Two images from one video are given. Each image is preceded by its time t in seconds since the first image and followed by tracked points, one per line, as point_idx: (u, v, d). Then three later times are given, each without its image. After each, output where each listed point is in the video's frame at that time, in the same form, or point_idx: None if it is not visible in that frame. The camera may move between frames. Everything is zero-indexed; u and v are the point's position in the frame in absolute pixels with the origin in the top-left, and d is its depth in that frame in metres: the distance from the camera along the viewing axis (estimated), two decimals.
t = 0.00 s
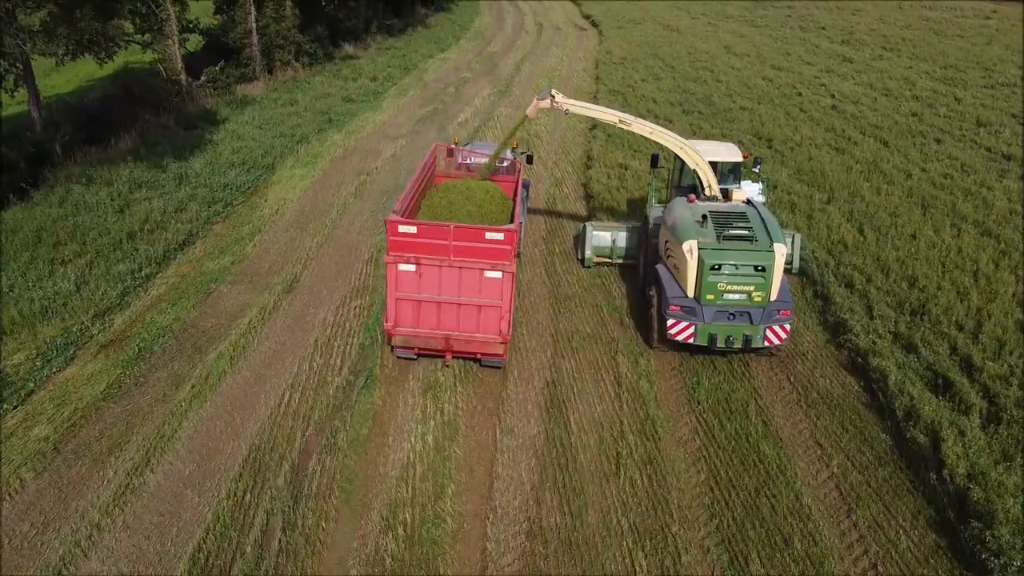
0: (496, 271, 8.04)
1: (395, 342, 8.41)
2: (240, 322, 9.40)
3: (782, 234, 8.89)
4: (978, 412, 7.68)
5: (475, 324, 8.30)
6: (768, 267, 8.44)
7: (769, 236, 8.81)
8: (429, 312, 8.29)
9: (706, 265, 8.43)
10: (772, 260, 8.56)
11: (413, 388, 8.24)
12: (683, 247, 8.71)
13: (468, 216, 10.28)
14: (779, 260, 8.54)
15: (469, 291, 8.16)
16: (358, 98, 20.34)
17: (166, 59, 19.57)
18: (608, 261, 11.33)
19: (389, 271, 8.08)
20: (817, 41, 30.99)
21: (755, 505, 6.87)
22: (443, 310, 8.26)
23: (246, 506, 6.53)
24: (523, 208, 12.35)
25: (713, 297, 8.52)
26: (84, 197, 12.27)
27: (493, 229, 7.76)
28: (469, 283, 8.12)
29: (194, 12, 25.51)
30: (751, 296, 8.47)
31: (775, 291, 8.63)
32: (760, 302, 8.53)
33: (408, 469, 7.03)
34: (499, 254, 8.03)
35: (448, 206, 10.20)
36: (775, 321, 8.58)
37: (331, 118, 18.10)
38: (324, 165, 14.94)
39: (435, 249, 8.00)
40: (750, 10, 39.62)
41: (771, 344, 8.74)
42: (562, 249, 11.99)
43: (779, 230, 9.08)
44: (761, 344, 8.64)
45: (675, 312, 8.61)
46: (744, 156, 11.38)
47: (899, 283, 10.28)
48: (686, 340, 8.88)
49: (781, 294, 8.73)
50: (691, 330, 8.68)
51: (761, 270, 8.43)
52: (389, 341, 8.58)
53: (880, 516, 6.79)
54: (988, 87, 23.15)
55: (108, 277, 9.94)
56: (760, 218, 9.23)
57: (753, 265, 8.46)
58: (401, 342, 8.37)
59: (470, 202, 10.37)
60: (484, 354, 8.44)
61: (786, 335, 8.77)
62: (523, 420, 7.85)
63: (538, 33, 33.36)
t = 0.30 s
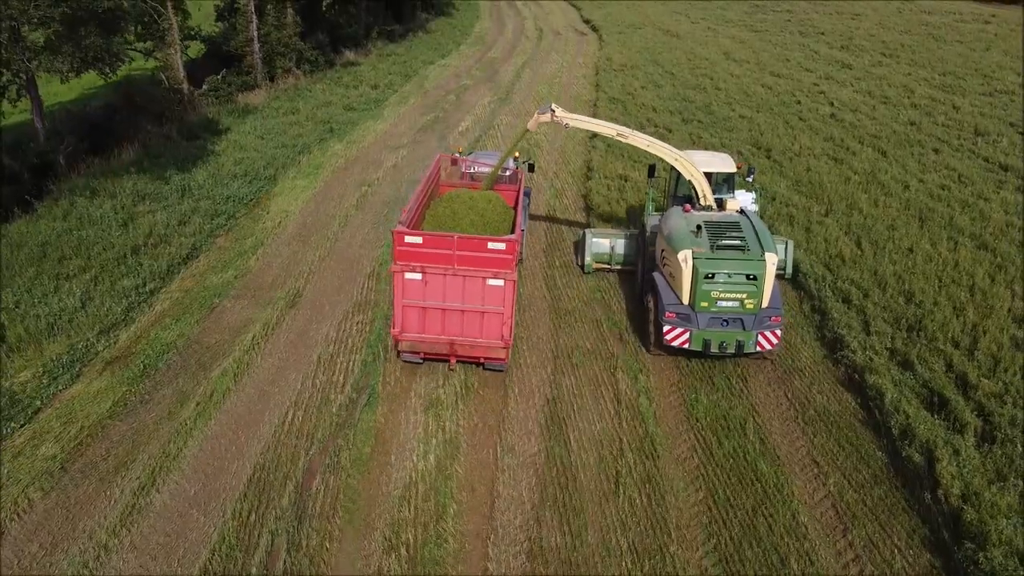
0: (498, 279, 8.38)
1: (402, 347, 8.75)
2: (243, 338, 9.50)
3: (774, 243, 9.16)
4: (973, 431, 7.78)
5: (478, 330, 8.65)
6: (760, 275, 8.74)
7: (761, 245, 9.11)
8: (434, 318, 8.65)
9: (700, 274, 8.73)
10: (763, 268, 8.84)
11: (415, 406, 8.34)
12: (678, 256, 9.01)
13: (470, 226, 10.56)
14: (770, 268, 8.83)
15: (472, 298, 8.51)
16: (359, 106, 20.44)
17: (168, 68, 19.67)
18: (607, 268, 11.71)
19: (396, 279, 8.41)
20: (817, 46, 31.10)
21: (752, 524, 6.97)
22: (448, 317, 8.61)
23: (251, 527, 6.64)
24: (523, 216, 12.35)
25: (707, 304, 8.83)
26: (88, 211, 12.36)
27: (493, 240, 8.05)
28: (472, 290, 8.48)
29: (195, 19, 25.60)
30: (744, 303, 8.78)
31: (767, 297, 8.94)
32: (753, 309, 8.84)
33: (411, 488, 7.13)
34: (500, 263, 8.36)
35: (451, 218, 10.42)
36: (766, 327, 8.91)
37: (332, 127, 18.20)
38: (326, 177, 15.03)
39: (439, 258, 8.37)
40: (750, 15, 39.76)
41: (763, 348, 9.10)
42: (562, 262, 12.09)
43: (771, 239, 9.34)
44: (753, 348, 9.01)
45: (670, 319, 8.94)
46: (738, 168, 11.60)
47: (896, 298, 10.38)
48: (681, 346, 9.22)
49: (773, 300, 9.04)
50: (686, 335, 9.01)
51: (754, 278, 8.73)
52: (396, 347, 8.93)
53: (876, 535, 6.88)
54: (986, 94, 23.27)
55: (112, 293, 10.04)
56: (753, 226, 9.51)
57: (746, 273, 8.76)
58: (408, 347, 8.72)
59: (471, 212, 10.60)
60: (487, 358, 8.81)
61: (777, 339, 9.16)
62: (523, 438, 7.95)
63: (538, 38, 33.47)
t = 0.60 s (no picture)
0: (501, 288, 8.74)
1: (408, 353, 9.10)
2: (246, 355, 9.59)
3: (766, 252, 9.55)
4: (969, 450, 7.87)
5: (481, 336, 8.97)
6: (753, 283, 9.08)
7: (754, 255, 9.47)
8: (439, 325, 9.00)
9: (695, 281, 9.10)
10: (756, 276, 9.21)
11: (417, 424, 8.43)
12: (673, 264, 9.42)
13: (473, 235, 10.85)
14: (762, 276, 9.19)
15: (476, 306, 8.87)
16: (360, 114, 20.52)
17: (170, 77, 19.77)
18: (605, 273, 12.02)
19: (403, 288, 8.83)
20: (816, 52, 31.17)
21: (750, 544, 7.07)
22: (452, 324, 8.97)
23: (255, 548, 6.73)
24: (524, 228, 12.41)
25: (702, 310, 9.19)
26: (91, 224, 12.45)
27: (497, 250, 8.52)
28: (476, 298, 8.83)
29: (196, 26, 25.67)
30: (737, 310, 9.13)
31: (759, 304, 9.29)
32: (746, 315, 9.18)
33: (413, 508, 7.22)
34: (503, 272, 8.75)
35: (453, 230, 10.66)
36: (759, 332, 9.22)
37: (333, 137, 18.27)
38: (327, 188, 15.12)
39: (444, 268, 8.78)
40: (750, 20, 39.87)
41: (756, 354, 9.38)
42: (562, 275, 12.18)
43: (762, 248, 9.78)
44: (747, 353, 9.25)
45: (667, 324, 9.28)
46: (731, 176, 11.89)
47: (893, 313, 10.47)
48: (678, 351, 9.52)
49: (765, 307, 9.38)
50: (683, 341, 9.33)
51: (747, 286, 9.07)
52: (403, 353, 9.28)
53: (871, 555, 6.98)
54: (985, 102, 23.37)
55: (117, 309, 10.14)
56: (746, 238, 9.94)
57: (739, 281, 9.11)
58: (415, 352, 9.05)
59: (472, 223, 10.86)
60: (490, 363, 9.09)
61: (771, 345, 9.43)
62: (524, 456, 8.05)
63: (538, 44, 33.56)
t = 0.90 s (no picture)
0: (503, 296, 8.98)
1: (413, 358, 9.38)
2: (248, 371, 9.66)
3: (760, 260, 9.86)
4: (965, 470, 7.95)
5: (484, 342, 9.27)
6: (748, 290, 9.38)
7: (749, 263, 9.78)
8: (444, 332, 9.28)
9: (692, 289, 9.40)
10: (750, 284, 9.51)
11: (418, 442, 8.50)
12: (671, 272, 9.68)
13: (476, 245, 10.87)
14: (756, 284, 9.50)
15: (479, 314, 9.11)
16: (361, 123, 20.60)
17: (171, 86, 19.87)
18: (604, 280, 12.32)
19: (408, 297, 9.05)
20: (816, 58, 31.27)
21: (748, 565, 7.15)
22: (457, 331, 9.27)
23: (258, 571, 6.80)
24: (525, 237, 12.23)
25: (699, 317, 9.51)
26: (94, 237, 12.53)
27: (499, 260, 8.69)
28: (479, 307, 9.06)
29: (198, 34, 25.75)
30: (732, 316, 9.45)
31: (754, 311, 9.60)
32: (741, 321, 9.50)
33: (414, 529, 7.30)
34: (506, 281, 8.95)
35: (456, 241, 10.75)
36: (754, 338, 9.55)
37: (334, 147, 18.33)
38: (329, 199, 15.19)
39: (448, 277, 8.94)
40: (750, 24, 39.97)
41: (751, 358, 9.74)
42: (562, 289, 12.25)
43: (757, 256, 10.02)
44: (742, 358, 9.63)
45: (665, 330, 9.61)
46: (727, 188, 12.02)
47: (891, 329, 10.55)
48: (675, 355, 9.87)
49: (759, 313, 9.71)
50: (680, 346, 9.67)
51: (741, 293, 9.38)
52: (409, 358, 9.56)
53: None
54: (983, 109, 23.44)
55: (120, 325, 10.21)
56: (742, 245, 10.21)
57: (735, 289, 9.42)
58: (419, 358, 9.31)
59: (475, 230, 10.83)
60: (493, 368, 9.40)
61: (765, 349, 9.78)
62: (524, 475, 8.12)
63: (538, 49, 33.65)
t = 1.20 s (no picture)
0: (505, 303, 9.20)
1: (419, 363, 9.68)
2: (251, 387, 9.73)
3: (756, 267, 10.10)
4: (962, 489, 8.03)
5: (487, 346, 9.50)
6: (743, 297, 9.64)
7: (744, 269, 10.02)
8: (448, 337, 9.51)
9: (689, 295, 9.68)
10: (746, 290, 9.75)
11: (419, 460, 8.58)
12: (669, 278, 9.95)
13: (478, 253, 10.90)
14: (752, 290, 9.74)
15: (482, 320, 9.34)
16: (362, 131, 20.67)
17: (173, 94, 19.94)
18: (603, 285, 12.66)
19: (413, 304, 9.27)
20: (816, 63, 31.35)
21: None
22: (460, 336, 9.48)
23: None
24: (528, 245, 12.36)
25: (695, 322, 9.79)
26: (97, 250, 12.60)
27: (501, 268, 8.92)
28: (482, 313, 9.28)
29: (199, 41, 25.84)
30: (728, 322, 9.72)
31: (749, 316, 9.86)
32: (736, 327, 9.76)
33: (416, 548, 7.38)
34: (507, 288, 9.16)
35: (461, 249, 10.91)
36: (749, 343, 9.83)
37: (335, 156, 18.40)
38: (330, 210, 15.26)
39: (451, 285, 9.18)
40: (750, 28, 40.06)
41: (746, 362, 10.04)
42: (562, 302, 12.33)
43: (753, 263, 10.25)
44: (737, 362, 9.92)
45: (662, 335, 9.90)
46: (724, 196, 12.25)
47: (888, 343, 10.63)
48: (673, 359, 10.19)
49: (755, 319, 9.97)
50: (677, 350, 9.97)
51: (737, 300, 9.64)
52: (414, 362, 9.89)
53: None
54: (982, 116, 23.52)
55: (123, 340, 10.28)
56: (738, 252, 10.45)
57: (730, 295, 9.68)
58: (425, 362, 9.62)
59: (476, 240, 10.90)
60: (495, 372, 9.70)
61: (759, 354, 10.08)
62: (524, 493, 8.19)
63: (538, 54, 33.72)
